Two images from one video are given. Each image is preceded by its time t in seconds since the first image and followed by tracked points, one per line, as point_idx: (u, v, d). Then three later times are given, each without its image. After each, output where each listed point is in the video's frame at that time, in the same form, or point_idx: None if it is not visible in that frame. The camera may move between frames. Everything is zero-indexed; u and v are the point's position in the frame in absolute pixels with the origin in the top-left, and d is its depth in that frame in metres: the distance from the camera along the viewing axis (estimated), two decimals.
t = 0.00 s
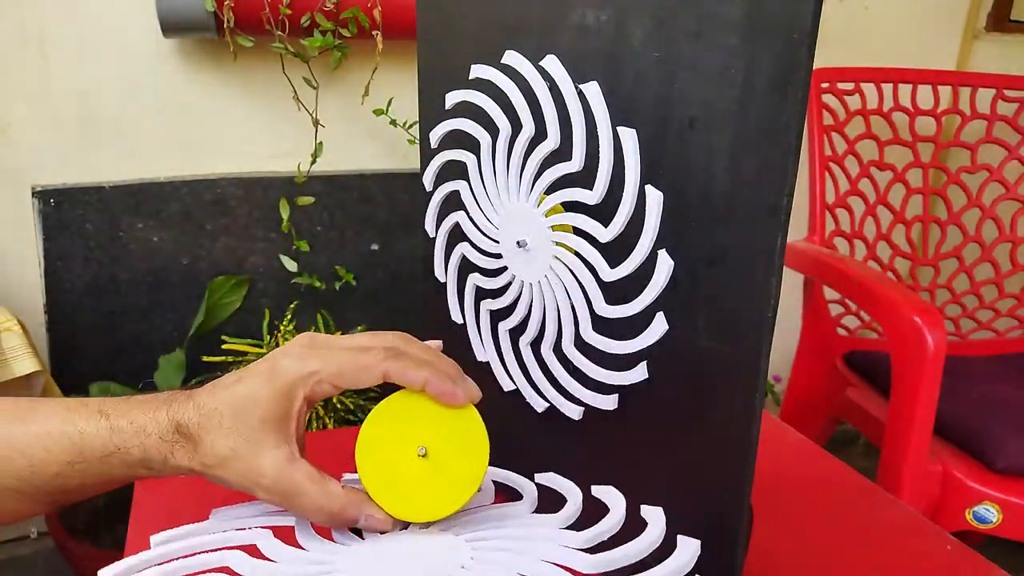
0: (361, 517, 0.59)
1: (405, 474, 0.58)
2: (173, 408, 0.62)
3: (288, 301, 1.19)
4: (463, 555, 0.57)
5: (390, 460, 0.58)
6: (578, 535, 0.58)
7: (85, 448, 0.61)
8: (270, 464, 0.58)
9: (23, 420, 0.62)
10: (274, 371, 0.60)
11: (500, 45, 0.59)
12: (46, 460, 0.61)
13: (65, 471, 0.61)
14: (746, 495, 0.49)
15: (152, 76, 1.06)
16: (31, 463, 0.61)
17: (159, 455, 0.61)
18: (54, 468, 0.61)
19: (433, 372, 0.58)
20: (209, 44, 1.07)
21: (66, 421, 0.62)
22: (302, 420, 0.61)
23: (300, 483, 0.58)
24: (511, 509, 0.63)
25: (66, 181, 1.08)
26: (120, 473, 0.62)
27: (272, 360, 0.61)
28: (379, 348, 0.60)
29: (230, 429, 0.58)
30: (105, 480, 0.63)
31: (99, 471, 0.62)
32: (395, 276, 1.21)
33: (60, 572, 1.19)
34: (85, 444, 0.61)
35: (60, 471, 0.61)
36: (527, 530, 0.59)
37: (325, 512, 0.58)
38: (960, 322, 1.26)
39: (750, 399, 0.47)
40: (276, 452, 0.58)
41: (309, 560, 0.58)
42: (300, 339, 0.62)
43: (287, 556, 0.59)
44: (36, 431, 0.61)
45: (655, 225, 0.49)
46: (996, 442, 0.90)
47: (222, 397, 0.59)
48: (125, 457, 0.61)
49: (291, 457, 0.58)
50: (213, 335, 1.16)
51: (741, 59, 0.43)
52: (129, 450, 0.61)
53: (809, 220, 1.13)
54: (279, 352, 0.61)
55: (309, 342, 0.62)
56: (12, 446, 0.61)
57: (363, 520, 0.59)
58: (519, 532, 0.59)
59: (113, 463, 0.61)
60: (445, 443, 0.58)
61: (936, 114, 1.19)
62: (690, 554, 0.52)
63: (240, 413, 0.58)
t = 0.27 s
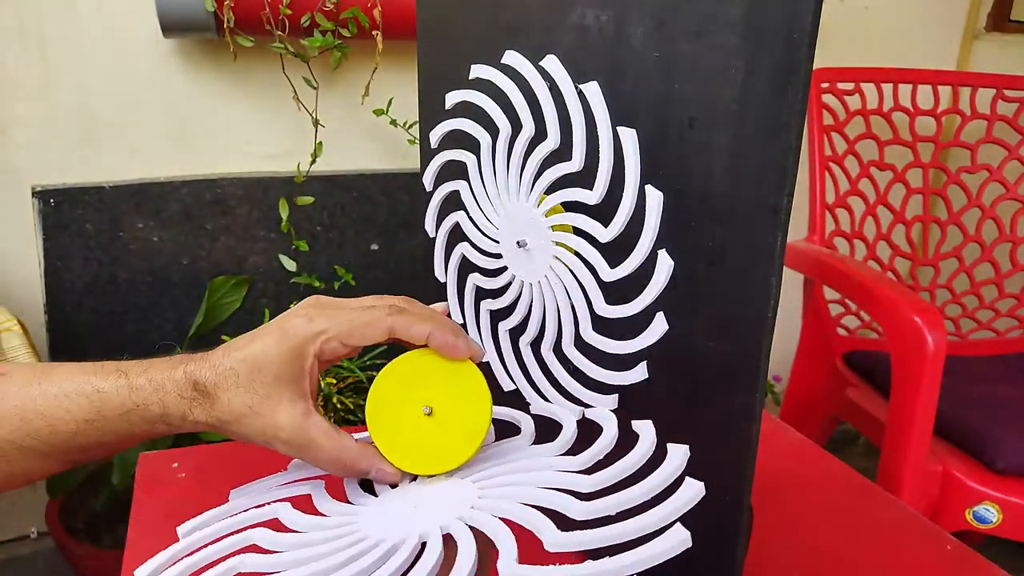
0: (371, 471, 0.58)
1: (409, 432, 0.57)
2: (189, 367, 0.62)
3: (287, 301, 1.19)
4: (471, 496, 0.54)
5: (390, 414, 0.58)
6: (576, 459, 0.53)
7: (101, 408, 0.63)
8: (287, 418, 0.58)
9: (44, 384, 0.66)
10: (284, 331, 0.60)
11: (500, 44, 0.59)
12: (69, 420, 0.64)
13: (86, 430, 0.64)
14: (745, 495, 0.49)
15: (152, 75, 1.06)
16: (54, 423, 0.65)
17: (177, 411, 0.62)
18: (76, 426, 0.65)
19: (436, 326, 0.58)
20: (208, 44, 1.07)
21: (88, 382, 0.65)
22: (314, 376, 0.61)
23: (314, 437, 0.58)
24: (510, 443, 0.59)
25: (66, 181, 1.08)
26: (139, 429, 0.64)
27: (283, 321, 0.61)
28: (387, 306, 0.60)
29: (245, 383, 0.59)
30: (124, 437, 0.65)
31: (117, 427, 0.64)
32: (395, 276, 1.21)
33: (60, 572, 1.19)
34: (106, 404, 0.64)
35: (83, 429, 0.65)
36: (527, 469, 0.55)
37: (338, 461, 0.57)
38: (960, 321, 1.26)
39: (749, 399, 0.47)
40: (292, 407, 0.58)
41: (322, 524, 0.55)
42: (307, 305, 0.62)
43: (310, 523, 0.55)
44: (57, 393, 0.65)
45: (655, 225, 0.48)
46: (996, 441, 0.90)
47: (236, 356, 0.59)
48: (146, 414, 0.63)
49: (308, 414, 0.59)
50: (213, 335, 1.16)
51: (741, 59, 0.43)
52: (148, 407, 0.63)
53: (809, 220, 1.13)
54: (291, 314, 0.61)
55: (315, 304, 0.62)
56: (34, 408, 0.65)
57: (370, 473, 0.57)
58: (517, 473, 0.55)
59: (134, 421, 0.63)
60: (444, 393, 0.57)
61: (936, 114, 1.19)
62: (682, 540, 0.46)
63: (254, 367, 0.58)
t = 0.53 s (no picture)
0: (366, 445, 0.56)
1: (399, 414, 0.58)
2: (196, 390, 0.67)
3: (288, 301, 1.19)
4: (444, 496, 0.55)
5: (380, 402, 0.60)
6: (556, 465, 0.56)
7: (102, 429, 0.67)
8: (285, 403, 0.60)
9: (43, 415, 0.70)
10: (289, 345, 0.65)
11: (500, 44, 0.59)
12: (70, 440, 0.68)
13: (86, 448, 0.68)
14: (745, 495, 0.49)
15: (152, 76, 1.06)
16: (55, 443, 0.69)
17: (177, 422, 0.64)
18: (77, 444, 0.68)
19: (423, 326, 0.66)
20: (208, 44, 1.07)
21: (90, 410, 0.69)
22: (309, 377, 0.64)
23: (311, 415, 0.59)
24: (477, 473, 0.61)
25: (66, 181, 1.08)
26: (134, 445, 0.66)
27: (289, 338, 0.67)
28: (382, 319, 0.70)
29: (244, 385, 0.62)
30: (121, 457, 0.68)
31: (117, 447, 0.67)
32: (395, 276, 1.21)
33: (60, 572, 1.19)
34: (106, 427, 0.67)
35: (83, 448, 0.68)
36: (499, 479, 0.57)
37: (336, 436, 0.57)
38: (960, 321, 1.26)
39: (749, 399, 0.47)
40: (290, 394, 0.60)
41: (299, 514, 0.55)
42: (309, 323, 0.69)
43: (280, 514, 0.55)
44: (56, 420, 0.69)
45: (655, 226, 0.49)
46: (996, 441, 0.90)
47: (243, 366, 0.64)
48: (144, 429, 0.66)
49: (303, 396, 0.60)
50: (213, 335, 1.16)
51: (741, 59, 0.43)
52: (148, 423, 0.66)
53: (809, 220, 1.13)
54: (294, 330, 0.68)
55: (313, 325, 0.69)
56: (41, 429, 0.69)
57: (366, 449, 0.56)
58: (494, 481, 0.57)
59: (131, 437, 0.66)
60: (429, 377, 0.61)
61: (936, 114, 1.19)
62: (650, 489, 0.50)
63: (256, 372, 0.62)
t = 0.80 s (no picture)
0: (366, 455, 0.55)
1: (384, 415, 0.58)
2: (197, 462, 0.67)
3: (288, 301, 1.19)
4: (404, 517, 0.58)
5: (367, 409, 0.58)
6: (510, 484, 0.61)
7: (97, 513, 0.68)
8: (281, 446, 0.59)
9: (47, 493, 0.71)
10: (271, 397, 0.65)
11: (500, 45, 0.59)
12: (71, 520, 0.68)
13: (87, 527, 0.68)
14: (745, 495, 0.49)
15: (152, 76, 1.06)
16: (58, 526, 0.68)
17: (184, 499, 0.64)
18: (78, 523, 0.68)
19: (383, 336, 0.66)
20: (208, 44, 1.07)
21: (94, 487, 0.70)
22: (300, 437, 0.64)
23: (305, 456, 0.57)
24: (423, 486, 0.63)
25: (66, 181, 1.08)
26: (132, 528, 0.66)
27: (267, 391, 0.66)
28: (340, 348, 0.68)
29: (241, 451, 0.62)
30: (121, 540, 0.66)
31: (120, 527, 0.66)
32: (395, 276, 1.21)
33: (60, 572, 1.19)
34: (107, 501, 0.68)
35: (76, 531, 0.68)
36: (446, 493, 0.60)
37: (336, 455, 0.55)
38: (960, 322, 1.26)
39: (749, 399, 0.47)
40: (283, 437, 0.60)
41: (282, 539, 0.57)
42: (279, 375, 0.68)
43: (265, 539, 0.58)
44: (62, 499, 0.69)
45: (655, 227, 0.49)
46: (996, 441, 0.90)
47: (230, 429, 0.64)
48: (148, 509, 0.66)
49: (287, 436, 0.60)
50: (213, 335, 1.16)
51: (741, 59, 0.43)
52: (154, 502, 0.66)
53: (809, 220, 1.13)
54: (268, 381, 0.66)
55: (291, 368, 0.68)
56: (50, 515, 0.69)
57: (374, 455, 0.55)
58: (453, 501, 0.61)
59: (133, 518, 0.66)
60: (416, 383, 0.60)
61: (936, 114, 1.19)
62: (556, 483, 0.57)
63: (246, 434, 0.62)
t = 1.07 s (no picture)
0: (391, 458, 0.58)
1: (402, 417, 0.59)
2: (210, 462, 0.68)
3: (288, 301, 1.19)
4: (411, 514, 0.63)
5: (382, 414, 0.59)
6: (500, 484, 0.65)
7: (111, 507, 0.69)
8: (298, 448, 0.60)
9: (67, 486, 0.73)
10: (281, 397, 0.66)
11: (500, 45, 0.59)
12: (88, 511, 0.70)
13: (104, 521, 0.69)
14: (745, 494, 0.49)
15: (152, 76, 1.06)
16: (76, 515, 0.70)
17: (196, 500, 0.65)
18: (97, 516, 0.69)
19: (391, 327, 0.66)
20: (208, 44, 1.07)
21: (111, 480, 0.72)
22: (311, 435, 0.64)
23: (326, 462, 0.59)
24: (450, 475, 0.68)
25: (67, 181, 1.08)
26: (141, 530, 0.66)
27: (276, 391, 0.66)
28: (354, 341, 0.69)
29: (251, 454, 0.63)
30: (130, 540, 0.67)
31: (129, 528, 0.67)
32: (395, 276, 1.21)
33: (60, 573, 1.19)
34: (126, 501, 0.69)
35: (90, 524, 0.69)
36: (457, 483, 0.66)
37: (359, 461, 0.58)
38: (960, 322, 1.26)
39: (749, 399, 0.47)
40: (299, 439, 0.61)
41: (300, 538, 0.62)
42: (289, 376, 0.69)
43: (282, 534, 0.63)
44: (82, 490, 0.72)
45: (655, 227, 0.49)
46: (996, 441, 0.90)
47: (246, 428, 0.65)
48: (164, 505, 0.67)
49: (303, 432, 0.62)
50: (213, 335, 1.16)
51: (741, 59, 0.43)
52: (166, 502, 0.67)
53: (809, 220, 1.13)
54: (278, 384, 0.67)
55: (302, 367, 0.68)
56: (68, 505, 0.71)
57: (394, 458, 0.58)
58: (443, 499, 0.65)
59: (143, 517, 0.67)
60: (430, 377, 0.60)
61: (936, 114, 1.19)
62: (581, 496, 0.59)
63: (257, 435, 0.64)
